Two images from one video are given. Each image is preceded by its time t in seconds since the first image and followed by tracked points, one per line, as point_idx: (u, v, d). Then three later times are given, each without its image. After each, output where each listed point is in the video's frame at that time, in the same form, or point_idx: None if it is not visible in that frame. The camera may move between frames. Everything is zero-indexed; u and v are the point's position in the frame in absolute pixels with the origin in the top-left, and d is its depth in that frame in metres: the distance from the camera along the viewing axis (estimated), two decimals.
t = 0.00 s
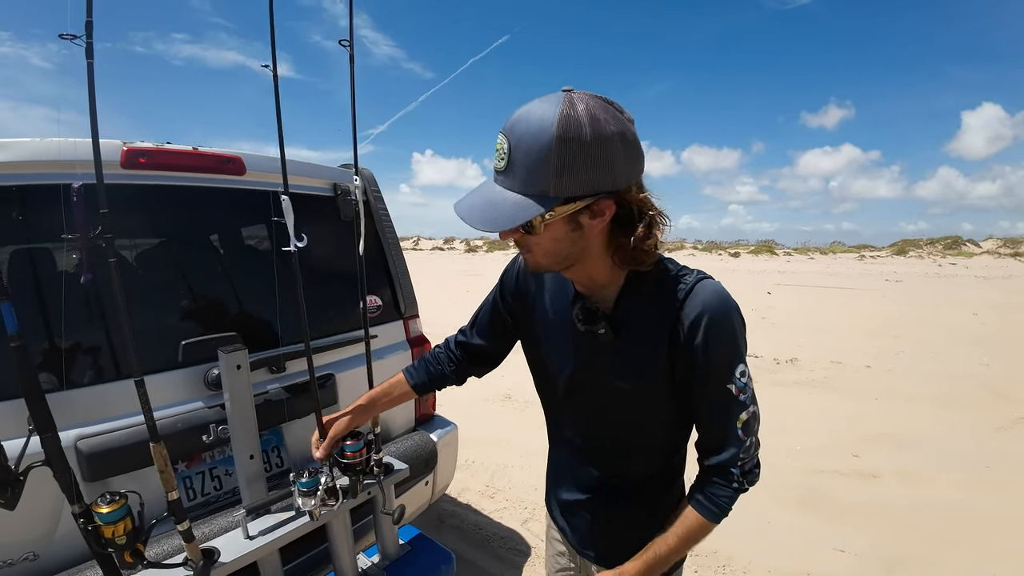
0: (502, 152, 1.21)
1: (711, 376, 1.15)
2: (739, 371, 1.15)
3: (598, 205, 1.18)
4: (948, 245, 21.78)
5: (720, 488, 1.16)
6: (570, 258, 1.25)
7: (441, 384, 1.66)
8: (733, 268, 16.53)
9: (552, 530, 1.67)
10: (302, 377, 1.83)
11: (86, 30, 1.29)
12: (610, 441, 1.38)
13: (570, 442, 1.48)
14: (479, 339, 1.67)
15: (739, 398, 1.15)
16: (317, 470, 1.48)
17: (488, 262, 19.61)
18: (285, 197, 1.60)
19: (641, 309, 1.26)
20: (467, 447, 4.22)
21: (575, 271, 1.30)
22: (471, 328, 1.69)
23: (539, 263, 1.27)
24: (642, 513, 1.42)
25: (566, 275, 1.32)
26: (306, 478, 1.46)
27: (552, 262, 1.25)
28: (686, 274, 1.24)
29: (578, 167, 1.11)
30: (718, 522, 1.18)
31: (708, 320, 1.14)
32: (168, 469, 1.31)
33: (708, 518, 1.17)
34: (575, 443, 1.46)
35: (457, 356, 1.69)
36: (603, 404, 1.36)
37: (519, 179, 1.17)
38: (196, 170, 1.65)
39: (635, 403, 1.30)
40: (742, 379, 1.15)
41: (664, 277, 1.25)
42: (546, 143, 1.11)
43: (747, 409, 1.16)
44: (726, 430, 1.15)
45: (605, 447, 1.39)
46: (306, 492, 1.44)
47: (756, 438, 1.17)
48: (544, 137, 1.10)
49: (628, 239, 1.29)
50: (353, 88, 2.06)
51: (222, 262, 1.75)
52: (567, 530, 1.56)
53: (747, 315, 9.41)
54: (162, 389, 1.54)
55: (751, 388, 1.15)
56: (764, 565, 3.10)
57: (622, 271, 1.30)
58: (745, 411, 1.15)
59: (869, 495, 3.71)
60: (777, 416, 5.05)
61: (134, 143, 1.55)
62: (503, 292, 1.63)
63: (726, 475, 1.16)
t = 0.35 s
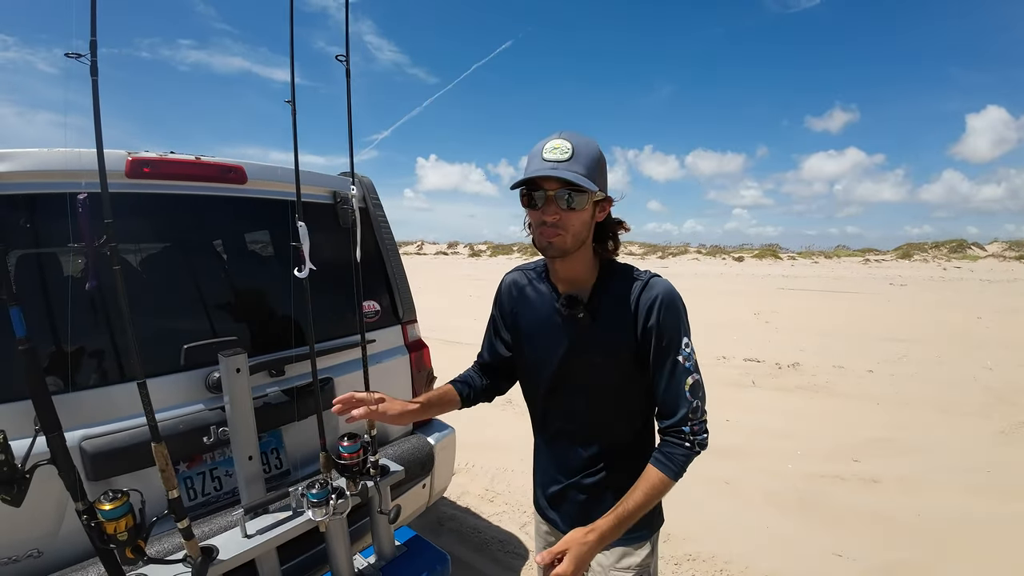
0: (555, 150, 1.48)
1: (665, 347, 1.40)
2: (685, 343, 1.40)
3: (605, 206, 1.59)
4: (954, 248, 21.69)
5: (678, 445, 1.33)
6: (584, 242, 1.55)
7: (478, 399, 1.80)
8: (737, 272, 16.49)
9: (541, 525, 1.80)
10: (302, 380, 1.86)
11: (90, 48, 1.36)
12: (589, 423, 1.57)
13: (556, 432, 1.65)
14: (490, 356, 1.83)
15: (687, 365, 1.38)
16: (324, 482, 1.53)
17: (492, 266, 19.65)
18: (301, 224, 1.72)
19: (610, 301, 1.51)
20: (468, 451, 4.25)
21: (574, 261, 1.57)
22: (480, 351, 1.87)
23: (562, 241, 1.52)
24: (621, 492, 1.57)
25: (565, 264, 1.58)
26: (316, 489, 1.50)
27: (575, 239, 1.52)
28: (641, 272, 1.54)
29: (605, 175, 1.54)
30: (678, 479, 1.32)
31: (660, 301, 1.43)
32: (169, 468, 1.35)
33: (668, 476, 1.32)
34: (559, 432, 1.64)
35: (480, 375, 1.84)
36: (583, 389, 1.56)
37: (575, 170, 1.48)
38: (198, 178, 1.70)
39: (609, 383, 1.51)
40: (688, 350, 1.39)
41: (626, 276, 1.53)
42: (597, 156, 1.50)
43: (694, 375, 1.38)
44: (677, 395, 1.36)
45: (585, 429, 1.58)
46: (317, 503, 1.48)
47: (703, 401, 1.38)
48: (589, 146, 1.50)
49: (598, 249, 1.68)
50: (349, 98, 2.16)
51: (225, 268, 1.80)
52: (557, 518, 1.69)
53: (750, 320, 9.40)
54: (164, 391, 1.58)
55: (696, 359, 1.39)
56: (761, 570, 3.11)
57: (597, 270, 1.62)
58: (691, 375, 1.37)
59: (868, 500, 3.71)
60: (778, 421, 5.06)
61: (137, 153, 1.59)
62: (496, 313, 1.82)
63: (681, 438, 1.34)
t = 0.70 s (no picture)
0: (552, 174, 1.75)
1: (647, 332, 1.66)
2: (663, 328, 1.68)
3: (597, 220, 1.83)
4: (950, 251, 21.76)
5: (657, 403, 1.59)
6: (580, 247, 1.77)
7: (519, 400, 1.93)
8: (735, 276, 16.51)
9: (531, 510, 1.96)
10: (294, 388, 1.86)
11: (81, 60, 1.38)
12: (579, 408, 1.75)
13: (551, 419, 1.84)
14: (506, 361, 1.97)
15: (664, 344, 1.65)
16: (315, 489, 1.52)
17: (490, 271, 19.66)
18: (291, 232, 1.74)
19: (599, 298, 1.74)
20: (464, 457, 4.25)
21: (572, 264, 1.78)
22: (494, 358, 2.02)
23: (561, 245, 1.74)
24: (608, 469, 1.77)
25: (563, 267, 1.78)
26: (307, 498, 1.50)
27: (571, 243, 1.74)
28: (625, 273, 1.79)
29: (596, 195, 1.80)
30: (657, 430, 1.57)
31: (644, 294, 1.70)
32: (160, 475, 1.36)
33: (646, 422, 1.56)
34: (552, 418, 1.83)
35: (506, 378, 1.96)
36: (575, 377, 1.75)
37: (570, 188, 1.73)
38: (191, 186, 1.72)
39: (599, 369, 1.72)
40: (665, 333, 1.67)
41: (611, 277, 1.78)
42: (587, 178, 1.77)
43: (670, 353, 1.65)
44: (658, 367, 1.63)
45: (575, 414, 1.75)
46: (307, 511, 1.48)
47: (676, 376, 1.65)
48: (583, 170, 1.77)
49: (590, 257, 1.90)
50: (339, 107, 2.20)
51: (220, 274, 1.81)
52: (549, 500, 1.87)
53: (748, 323, 9.41)
54: (158, 398, 1.58)
55: (672, 340, 1.67)
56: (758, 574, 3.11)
57: (592, 274, 1.82)
58: (667, 352, 1.65)
59: (864, 503, 3.72)
60: (775, 425, 5.06)
61: (131, 162, 1.61)
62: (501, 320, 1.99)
63: (659, 399, 1.61)
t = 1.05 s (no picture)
0: (551, 177, 1.76)
1: (642, 321, 1.64)
2: (658, 319, 1.66)
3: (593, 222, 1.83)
4: (939, 253, 22.00)
5: (656, 387, 1.55)
6: (579, 246, 1.76)
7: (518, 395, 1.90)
8: (727, 278, 16.59)
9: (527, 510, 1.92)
10: (282, 392, 1.83)
11: (63, 55, 1.34)
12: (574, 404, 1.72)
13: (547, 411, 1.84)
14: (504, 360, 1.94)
15: (659, 334, 1.63)
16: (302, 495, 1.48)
17: (484, 274, 19.65)
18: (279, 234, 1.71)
19: (593, 293, 1.74)
20: (458, 461, 4.21)
21: (571, 261, 1.76)
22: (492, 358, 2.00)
23: (561, 244, 1.72)
24: (604, 462, 1.76)
25: (562, 264, 1.76)
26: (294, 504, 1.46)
27: (570, 241, 1.73)
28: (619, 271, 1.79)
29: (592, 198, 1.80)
30: (657, 416, 1.53)
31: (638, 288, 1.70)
32: (142, 481, 1.32)
33: (647, 403, 1.52)
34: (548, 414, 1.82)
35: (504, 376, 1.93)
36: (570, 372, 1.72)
37: (569, 190, 1.73)
38: (178, 186, 1.68)
39: (594, 362, 1.70)
40: (660, 324, 1.65)
41: (605, 275, 1.77)
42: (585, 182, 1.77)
43: (665, 341, 1.63)
44: (655, 354, 1.60)
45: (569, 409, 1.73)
46: (294, 518, 1.44)
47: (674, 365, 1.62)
48: (579, 173, 1.77)
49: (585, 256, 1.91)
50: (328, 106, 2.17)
51: (209, 277, 1.77)
52: (545, 496, 1.84)
53: (741, 325, 9.44)
54: (143, 403, 1.54)
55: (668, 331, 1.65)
56: None
57: (590, 271, 1.82)
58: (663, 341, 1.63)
59: (860, 504, 3.71)
60: (769, 426, 5.06)
61: (116, 161, 1.57)
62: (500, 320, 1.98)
63: (659, 382, 1.57)
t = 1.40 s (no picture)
0: (542, 180, 1.69)
1: (645, 327, 1.60)
2: (661, 323, 1.62)
3: (589, 222, 1.77)
4: (928, 254, 22.23)
5: (661, 395, 1.56)
6: (575, 249, 1.70)
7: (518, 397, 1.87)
8: (720, 279, 16.66)
9: (527, 512, 1.88)
10: (274, 397, 1.77)
11: (43, 45, 1.28)
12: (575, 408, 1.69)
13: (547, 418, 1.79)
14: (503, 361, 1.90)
15: (663, 338, 1.60)
16: (295, 506, 1.43)
17: (478, 275, 19.59)
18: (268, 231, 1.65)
19: (592, 296, 1.68)
20: (454, 463, 4.16)
21: (567, 265, 1.71)
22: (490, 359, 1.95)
23: (555, 249, 1.68)
24: (606, 465, 1.71)
25: (559, 269, 1.72)
26: (288, 514, 1.41)
27: (564, 247, 1.68)
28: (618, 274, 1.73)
29: (587, 197, 1.73)
30: (663, 419, 1.55)
31: (639, 292, 1.65)
32: (128, 493, 1.26)
33: (652, 412, 1.53)
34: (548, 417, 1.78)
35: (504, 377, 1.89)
36: (571, 377, 1.68)
37: (561, 194, 1.67)
38: (165, 183, 1.62)
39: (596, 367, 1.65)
40: (664, 329, 1.61)
41: (605, 278, 1.72)
42: (577, 182, 1.71)
43: (670, 346, 1.60)
44: (659, 362, 1.58)
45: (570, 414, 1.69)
46: (288, 529, 1.39)
47: (678, 368, 1.62)
48: (571, 173, 1.70)
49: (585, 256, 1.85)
50: (321, 102, 2.11)
51: (198, 278, 1.71)
52: (546, 498, 1.80)
53: (734, 326, 9.46)
54: (129, 410, 1.48)
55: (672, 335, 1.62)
56: None
57: (590, 273, 1.76)
58: (667, 347, 1.60)
59: (857, 505, 3.70)
60: (764, 427, 5.05)
61: (101, 157, 1.51)
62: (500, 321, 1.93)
63: (664, 388, 1.57)
